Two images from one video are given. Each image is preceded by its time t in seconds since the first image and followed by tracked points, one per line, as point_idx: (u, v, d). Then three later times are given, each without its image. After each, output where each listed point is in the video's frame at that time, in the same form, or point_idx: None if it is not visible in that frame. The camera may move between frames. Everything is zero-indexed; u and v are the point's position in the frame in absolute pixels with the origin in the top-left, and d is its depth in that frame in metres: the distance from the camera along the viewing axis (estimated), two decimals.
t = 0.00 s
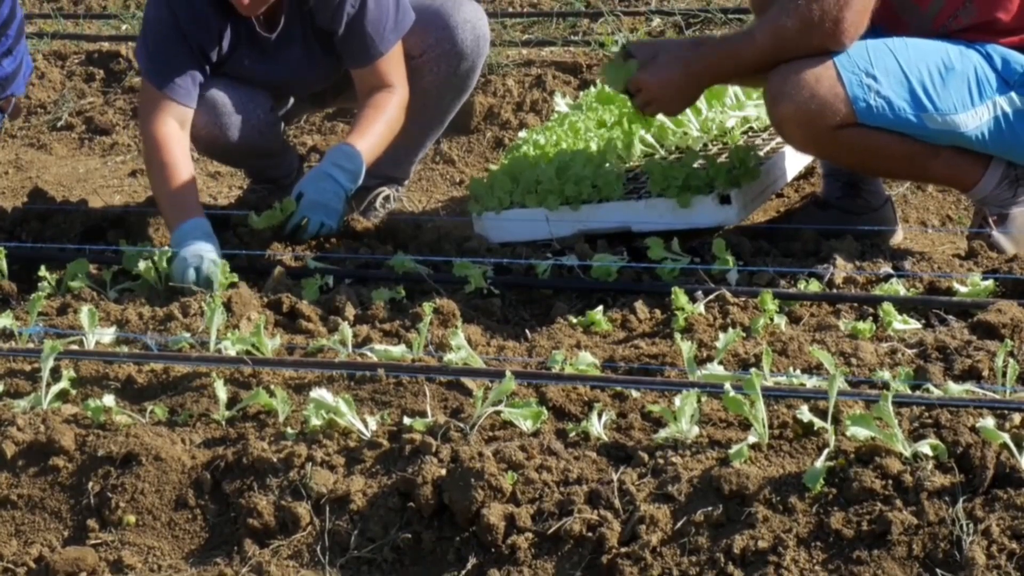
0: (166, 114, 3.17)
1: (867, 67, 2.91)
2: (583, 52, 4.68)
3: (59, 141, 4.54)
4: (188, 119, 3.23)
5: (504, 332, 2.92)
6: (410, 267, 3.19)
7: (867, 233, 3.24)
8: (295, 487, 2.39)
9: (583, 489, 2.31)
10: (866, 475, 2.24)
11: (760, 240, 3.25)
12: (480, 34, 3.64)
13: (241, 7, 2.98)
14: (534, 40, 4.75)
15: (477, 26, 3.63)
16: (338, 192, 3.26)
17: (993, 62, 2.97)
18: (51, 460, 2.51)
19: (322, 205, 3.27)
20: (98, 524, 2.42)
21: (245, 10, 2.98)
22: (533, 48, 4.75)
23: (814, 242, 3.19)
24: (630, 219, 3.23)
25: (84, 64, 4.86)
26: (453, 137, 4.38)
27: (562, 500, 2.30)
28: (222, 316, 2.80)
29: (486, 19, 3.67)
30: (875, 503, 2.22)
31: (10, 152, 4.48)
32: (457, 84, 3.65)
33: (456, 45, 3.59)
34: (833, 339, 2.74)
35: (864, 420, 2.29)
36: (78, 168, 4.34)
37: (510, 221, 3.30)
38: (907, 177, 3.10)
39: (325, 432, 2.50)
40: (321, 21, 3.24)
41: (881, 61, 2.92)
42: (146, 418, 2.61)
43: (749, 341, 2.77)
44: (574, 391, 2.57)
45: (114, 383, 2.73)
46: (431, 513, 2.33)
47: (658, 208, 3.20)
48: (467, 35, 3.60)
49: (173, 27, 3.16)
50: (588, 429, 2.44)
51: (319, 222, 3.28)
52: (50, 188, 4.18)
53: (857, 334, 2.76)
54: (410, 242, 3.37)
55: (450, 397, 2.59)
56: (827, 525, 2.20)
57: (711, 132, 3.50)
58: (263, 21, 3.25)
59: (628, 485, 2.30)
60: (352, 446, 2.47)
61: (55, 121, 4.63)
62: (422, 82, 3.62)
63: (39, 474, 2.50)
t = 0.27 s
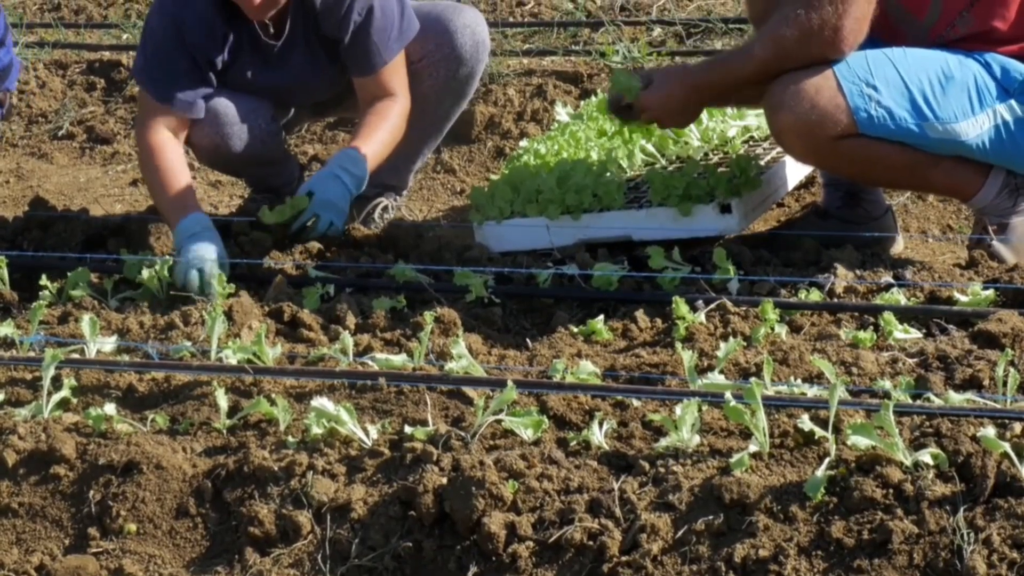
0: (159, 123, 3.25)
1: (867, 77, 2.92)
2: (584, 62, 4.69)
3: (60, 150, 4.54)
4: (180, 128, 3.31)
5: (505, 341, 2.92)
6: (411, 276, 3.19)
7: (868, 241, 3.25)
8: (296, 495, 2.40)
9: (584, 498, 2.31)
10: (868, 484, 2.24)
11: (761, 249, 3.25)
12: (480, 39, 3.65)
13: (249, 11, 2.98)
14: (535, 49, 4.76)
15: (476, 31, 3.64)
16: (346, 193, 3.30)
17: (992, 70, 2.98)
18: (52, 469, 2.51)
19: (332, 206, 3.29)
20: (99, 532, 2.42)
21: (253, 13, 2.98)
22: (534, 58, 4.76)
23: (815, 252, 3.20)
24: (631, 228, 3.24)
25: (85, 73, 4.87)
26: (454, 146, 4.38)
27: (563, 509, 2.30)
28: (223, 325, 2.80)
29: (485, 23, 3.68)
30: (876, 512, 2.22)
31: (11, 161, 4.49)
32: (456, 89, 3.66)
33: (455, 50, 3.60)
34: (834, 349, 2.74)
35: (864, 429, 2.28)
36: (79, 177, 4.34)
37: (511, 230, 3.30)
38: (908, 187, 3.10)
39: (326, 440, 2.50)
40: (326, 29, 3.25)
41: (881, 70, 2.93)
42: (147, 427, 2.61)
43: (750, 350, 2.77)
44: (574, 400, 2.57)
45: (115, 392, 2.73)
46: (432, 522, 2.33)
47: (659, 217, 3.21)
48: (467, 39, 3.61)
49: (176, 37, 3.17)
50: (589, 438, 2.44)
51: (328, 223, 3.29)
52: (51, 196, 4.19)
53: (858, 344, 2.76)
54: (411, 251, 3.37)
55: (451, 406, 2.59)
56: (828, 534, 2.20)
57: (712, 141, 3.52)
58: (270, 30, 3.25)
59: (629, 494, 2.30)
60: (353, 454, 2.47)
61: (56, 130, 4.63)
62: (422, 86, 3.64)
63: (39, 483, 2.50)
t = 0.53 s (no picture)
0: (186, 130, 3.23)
1: (881, 81, 2.92)
2: (594, 66, 4.69)
3: (70, 153, 4.56)
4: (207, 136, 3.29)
5: (516, 345, 2.93)
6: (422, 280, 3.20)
7: (878, 246, 3.25)
8: (307, 499, 2.40)
9: (595, 503, 2.31)
10: (879, 489, 2.24)
11: (771, 254, 3.26)
12: (493, 37, 3.66)
13: (262, 19, 3.00)
14: (546, 54, 4.77)
15: (490, 29, 3.65)
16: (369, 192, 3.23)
17: (1005, 75, 2.98)
18: (63, 472, 2.52)
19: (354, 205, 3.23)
20: (110, 535, 2.43)
21: (268, 20, 3.00)
22: (545, 62, 4.77)
23: (826, 256, 3.19)
24: (641, 232, 3.24)
25: (95, 77, 4.89)
26: (464, 150, 4.39)
27: (574, 513, 2.31)
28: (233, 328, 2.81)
29: (499, 23, 3.70)
30: (887, 517, 2.22)
31: (22, 164, 4.51)
32: (468, 88, 3.67)
33: (469, 48, 3.61)
34: (845, 354, 2.74)
35: (875, 434, 2.29)
36: (90, 180, 4.36)
37: (521, 234, 3.31)
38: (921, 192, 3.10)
39: (337, 444, 2.51)
40: (338, 32, 3.28)
41: (895, 74, 2.93)
42: (158, 430, 2.62)
43: (761, 355, 2.77)
44: (585, 404, 2.58)
45: (126, 396, 2.74)
46: (443, 526, 2.34)
47: (670, 221, 3.21)
48: (480, 37, 3.62)
49: (188, 45, 3.17)
50: (600, 442, 2.44)
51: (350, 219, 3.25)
52: (62, 200, 4.20)
53: (869, 349, 2.76)
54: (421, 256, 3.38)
55: (462, 410, 2.59)
56: (838, 539, 2.20)
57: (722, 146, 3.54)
58: (285, 34, 3.27)
59: (640, 499, 2.30)
60: (364, 458, 2.48)
61: (66, 134, 4.65)
62: (434, 85, 3.64)
63: (51, 486, 2.51)
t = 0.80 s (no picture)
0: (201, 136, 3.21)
1: (898, 80, 2.90)
2: (602, 70, 4.69)
3: (78, 157, 4.57)
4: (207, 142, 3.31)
5: (523, 349, 2.92)
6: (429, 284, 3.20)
7: (886, 250, 3.23)
8: (314, 503, 2.40)
9: (602, 507, 2.31)
10: (886, 493, 2.23)
11: (779, 258, 3.25)
12: (500, 39, 3.67)
13: (275, 19, 3.00)
14: (553, 58, 4.77)
15: (497, 32, 3.66)
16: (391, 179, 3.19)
17: (1018, 76, 2.98)
18: (70, 476, 2.52)
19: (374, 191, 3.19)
20: (116, 540, 2.43)
21: (280, 20, 3.00)
22: (552, 66, 4.77)
23: (834, 260, 3.18)
24: (648, 236, 3.24)
25: (103, 81, 4.89)
26: (472, 154, 4.39)
27: (581, 517, 2.30)
28: (241, 333, 2.81)
29: (506, 25, 3.70)
30: (895, 522, 2.21)
31: (30, 168, 4.52)
32: (476, 90, 3.67)
33: (477, 50, 3.61)
34: (853, 358, 2.74)
35: (883, 439, 2.27)
36: (97, 184, 4.37)
37: (528, 238, 3.32)
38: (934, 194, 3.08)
39: (344, 448, 2.51)
40: (353, 35, 3.28)
41: (911, 73, 2.91)
42: (165, 435, 2.62)
43: (768, 359, 2.77)
44: (593, 408, 2.57)
45: (133, 400, 2.75)
46: (449, 530, 2.34)
47: (677, 225, 3.20)
48: (488, 39, 3.63)
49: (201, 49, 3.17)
50: (607, 446, 2.44)
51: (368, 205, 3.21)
52: (69, 204, 4.21)
53: (877, 353, 2.76)
54: (428, 260, 3.38)
55: (469, 414, 2.59)
56: (846, 544, 2.19)
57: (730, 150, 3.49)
58: (297, 37, 3.27)
59: (647, 503, 2.30)
60: (371, 462, 2.48)
61: (74, 138, 4.66)
62: (443, 88, 3.65)
63: (57, 490, 2.52)
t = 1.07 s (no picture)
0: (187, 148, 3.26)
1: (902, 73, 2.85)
2: (605, 69, 4.69)
3: (80, 156, 4.57)
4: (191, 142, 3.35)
5: (526, 348, 2.92)
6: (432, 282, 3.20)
7: (889, 248, 3.22)
8: (317, 502, 2.40)
9: (605, 505, 2.31)
10: (889, 491, 2.23)
11: (782, 257, 3.25)
12: (507, 39, 3.66)
13: (282, 20, 3.01)
14: (556, 56, 4.77)
15: (504, 31, 3.65)
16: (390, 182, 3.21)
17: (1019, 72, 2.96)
18: (72, 475, 2.52)
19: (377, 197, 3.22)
20: (119, 538, 2.43)
21: (287, 21, 3.01)
22: (555, 64, 4.77)
23: (837, 258, 3.18)
24: (650, 234, 3.24)
25: (106, 80, 4.89)
26: (474, 153, 4.39)
27: (583, 515, 2.30)
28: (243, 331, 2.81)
29: (513, 24, 3.69)
30: (898, 520, 2.21)
31: (32, 167, 4.52)
32: (483, 90, 3.67)
33: (483, 50, 3.61)
34: (855, 356, 2.73)
35: (886, 437, 2.27)
36: (100, 183, 4.37)
37: (531, 237, 3.31)
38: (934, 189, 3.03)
39: (346, 447, 2.51)
40: (356, 36, 3.27)
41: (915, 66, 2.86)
42: (167, 433, 2.62)
43: (771, 357, 2.77)
44: (596, 407, 2.57)
45: (136, 398, 2.74)
46: (452, 529, 2.33)
47: (680, 223, 3.20)
48: (495, 39, 3.62)
49: (199, 49, 3.19)
50: (609, 445, 2.43)
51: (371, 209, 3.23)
52: (72, 203, 4.21)
53: (880, 351, 2.75)
54: (430, 259, 3.38)
55: (472, 413, 2.59)
56: (849, 542, 2.19)
57: (733, 149, 3.50)
58: (300, 36, 3.28)
59: (650, 501, 2.30)
60: (374, 461, 2.48)
61: (76, 137, 4.66)
62: (450, 88, 3.64)
63: (60, 489, 2.52)
